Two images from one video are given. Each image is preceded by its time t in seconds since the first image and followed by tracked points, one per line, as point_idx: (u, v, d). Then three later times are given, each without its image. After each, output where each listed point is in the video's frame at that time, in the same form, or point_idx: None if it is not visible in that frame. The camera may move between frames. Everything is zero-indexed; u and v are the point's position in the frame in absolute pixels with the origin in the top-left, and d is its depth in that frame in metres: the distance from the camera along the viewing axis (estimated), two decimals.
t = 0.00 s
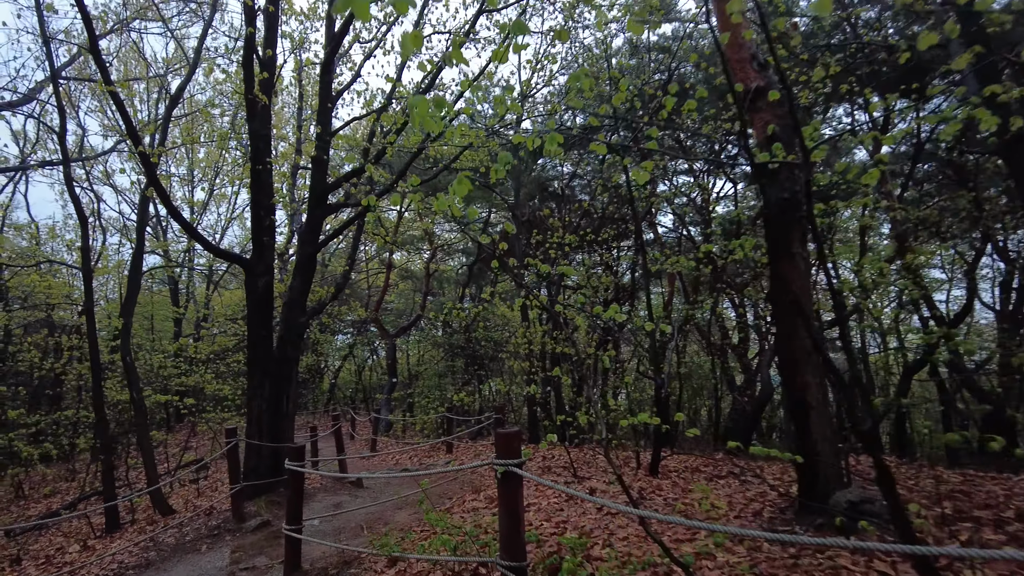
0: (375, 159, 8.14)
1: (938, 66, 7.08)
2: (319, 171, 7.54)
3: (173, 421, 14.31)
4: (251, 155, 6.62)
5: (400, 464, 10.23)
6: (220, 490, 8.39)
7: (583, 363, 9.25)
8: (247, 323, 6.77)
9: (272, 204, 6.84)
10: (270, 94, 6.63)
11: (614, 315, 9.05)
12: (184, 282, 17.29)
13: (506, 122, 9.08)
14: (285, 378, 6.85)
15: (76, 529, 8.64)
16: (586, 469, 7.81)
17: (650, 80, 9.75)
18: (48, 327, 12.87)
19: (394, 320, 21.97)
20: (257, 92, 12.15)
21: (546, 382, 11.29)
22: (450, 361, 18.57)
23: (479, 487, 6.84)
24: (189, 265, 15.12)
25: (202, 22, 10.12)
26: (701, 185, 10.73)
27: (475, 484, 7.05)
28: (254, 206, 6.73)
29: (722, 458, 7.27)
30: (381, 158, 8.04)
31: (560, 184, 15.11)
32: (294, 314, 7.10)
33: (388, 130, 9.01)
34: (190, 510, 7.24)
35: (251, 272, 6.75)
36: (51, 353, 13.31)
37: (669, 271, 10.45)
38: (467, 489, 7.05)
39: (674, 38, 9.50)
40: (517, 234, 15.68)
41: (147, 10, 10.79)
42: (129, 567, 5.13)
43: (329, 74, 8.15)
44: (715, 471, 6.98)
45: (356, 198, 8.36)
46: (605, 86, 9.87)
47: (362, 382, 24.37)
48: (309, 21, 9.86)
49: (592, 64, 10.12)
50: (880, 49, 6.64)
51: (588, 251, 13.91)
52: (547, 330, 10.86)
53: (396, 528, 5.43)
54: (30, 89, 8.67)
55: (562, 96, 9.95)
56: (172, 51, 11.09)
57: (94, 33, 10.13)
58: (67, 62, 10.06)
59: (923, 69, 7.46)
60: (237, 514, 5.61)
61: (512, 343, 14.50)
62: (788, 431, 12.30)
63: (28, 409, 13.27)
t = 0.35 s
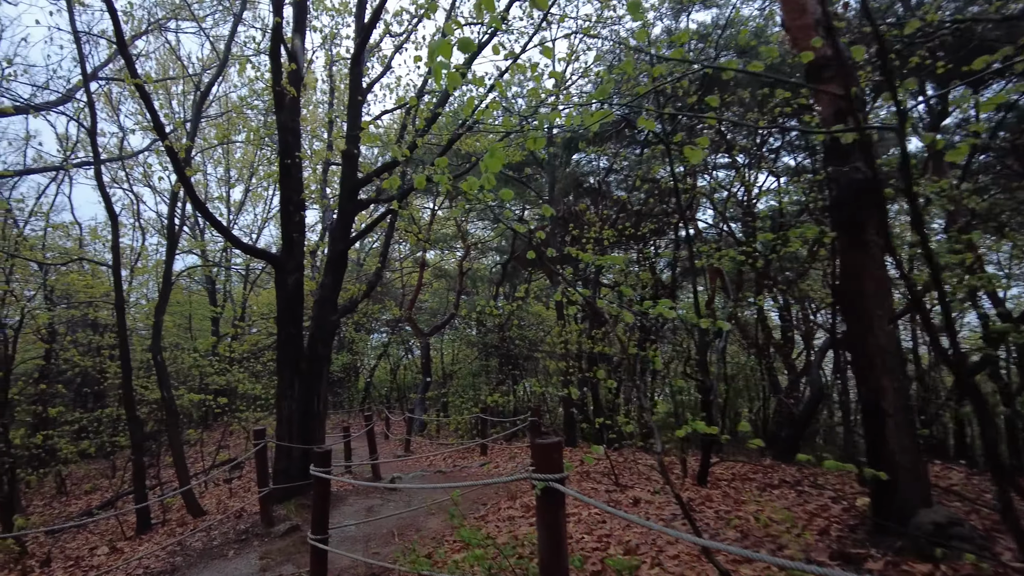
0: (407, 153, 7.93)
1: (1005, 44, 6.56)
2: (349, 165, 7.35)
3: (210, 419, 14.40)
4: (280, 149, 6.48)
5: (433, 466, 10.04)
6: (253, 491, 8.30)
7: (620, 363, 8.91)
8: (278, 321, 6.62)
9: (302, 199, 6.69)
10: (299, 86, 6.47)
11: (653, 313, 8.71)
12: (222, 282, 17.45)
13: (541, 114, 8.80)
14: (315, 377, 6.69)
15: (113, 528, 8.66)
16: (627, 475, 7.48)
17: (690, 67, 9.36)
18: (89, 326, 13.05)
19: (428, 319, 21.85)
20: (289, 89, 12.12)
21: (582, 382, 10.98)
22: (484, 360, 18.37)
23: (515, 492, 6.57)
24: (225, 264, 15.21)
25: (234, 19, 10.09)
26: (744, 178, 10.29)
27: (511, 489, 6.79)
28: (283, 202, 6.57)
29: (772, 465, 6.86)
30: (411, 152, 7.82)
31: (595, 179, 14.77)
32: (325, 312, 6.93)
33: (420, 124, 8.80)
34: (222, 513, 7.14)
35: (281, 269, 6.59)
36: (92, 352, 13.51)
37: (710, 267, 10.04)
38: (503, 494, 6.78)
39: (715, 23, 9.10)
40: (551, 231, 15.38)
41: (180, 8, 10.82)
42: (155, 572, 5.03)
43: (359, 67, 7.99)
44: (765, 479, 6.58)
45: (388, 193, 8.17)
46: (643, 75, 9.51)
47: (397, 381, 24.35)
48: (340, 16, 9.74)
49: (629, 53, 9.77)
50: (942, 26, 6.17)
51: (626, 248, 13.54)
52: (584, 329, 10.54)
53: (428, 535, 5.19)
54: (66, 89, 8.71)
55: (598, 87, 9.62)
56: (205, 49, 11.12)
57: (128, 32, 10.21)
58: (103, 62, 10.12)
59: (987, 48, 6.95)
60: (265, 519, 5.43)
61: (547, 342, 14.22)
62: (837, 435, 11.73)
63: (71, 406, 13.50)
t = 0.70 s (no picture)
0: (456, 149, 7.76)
1: None
2: (398, 162, 7.21)
3: (262, 418, 14.60)
4: (329, 145, 6.40)
5: (482, 468, 9.87)
6: (303, 491, 8.27)
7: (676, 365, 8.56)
8: (327, 320, 6.53)
9: (351, 196, 6.59)
10: (346, 81, 6.37)
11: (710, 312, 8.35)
12: (274, 283, 17.75)
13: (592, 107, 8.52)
14: (365, 377, 6.57)
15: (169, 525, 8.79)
16: (685, 481, 7.13)
17: (748, 54, 8.95)
18: (147, 325, 13.40)
19: (476, 319, 21.81)
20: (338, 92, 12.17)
21: (634, 384, 10.65)
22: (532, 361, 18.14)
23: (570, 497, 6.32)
24: (277, 265, 15.42)
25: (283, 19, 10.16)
26: (807, 171, 9.81)
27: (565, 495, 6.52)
28: (332, 199, 6.48)
29: (846, 477, 6.40)
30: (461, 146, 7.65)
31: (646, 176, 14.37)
32: (374, 310, 6.81)
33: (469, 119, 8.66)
34: (273, 513, 7.11)
35: (330, 268, 6.49)
36: (150, 351, 13.86)
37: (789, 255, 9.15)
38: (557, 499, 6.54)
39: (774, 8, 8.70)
40: (601, 229, 15.04)
41: (231, 12, 10.99)
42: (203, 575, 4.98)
43: (407, 62, 7.89)
44: (838, 488, 6.15)
45: (437, 189, 8.01)
46: (697, 64, 9.15)
47: (445, 382, 24.36)
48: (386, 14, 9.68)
49: (683, 42, 9.40)
50: None
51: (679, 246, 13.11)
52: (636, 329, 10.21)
53: (480, 542, 4.99)
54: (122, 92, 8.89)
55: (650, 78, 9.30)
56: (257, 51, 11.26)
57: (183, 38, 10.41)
58: (157, 66, 10.33)
59: None
60: (315, 522, 5.32)
61: (597, 343, 13.89)
62: (909, 442, 11.05)
63: (131, 404, 13.88)
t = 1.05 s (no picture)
0: (500, 142, 7.51)
1: None
2: (441, 156, 6.99)
3: (305, 417, 14.65)
4: (372, 139, 6.24)
5: (525, 471, 9.64)
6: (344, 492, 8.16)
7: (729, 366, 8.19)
8: (370, 318, 6.36)
9: (394, 190, 6.42)
10: (390, 72, 6.21)
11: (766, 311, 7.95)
12: (316, 282, 17.85)
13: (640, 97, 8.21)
14: (409, 377, 6.39)
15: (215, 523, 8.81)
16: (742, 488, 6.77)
17: (804, 40, 8.53)
18: (193, 323, 13.57)
19: (516, 319, 21.59)
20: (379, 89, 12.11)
21: (683, 386, 10.27)
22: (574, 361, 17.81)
23: (621, 504, 6.02)
24: (319, 264, 15.45)
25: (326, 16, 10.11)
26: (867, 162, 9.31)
27: (616, 501, 6.23)
28: (374, 194, 6.30)
29: (920, 488, 5.96)
30: (505, 139, 7.40)
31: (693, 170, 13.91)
32: (418, 308, 6.63)
33: (513, 111, 8.42)
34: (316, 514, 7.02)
35: (374, 264, 6.33)
36: (196, 349, 14.03)
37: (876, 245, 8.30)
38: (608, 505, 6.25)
39: None
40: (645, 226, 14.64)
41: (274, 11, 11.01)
42: None
43: (450, 54, 7.69)
44: (913, 501, 5.71)
45: (480, 184, 7.77)
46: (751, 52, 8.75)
47: (485, 382, 24.19)
48: (429, 8, 9.51)
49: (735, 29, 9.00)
50: None
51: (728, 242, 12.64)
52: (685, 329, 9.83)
53: (529, 552, 4.74)
54: (168, 91, 8.92)
55: (697, 68, 8.98)
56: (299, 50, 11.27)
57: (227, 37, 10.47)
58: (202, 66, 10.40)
59: None
60: (358, 526, 5.15)
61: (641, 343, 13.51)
62: (977, 449, 10.37)
63: (178, 402, 14.07)
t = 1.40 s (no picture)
0: (539, 131, 7.25)
1: None
2: (479, 145, 6.76)
3: (341, 415, 14.61)
4: (409, 126, 6.03)
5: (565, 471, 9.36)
6: (381, 491, 8.00)
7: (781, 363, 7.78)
8: (407, 313, 6.16)
9: (432, 180, 6.20)
10: (427, 59, 6.00)
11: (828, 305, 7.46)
12: (352, 281, 17.84)
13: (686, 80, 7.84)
14: (447, 373, 6.17)
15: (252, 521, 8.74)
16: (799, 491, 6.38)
17: (861, 19, 8.06)
18: (231, 321, 13.63)
19: (552, 317, 21.30)
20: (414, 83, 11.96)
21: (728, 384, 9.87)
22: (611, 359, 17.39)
23: (671, 508, 5.70)
24: (355, 262, 15.41)
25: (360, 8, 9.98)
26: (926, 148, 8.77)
27: (666, 505, 5.91)
28: (410, 184, 6.09)
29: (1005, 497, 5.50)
30: (544, 127, 7.14)
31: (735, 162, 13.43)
32: (456, 302, 6.41)
33: (552, 98, 8.14)
34: (353, 514, 6.86)
35: (410, 256, 6.12)
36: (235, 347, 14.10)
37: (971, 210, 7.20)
38: (656, 509, 5.94)
39: None
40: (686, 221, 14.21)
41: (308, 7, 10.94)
42: None
43: (487, 40, 7.45)
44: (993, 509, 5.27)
45: (518, 175, 7.51)
46: (802, 32, 8.31)
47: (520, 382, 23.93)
48: None
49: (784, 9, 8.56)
50: None
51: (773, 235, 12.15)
52: (731, 325, 9.42)
53: (576, 559, 4.47)
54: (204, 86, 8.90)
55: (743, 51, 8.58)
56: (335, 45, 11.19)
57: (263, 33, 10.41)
58: (238, 62, 10.37)
59: None
60: (396, 528, 4.94)
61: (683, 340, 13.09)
62: None
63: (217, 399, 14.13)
